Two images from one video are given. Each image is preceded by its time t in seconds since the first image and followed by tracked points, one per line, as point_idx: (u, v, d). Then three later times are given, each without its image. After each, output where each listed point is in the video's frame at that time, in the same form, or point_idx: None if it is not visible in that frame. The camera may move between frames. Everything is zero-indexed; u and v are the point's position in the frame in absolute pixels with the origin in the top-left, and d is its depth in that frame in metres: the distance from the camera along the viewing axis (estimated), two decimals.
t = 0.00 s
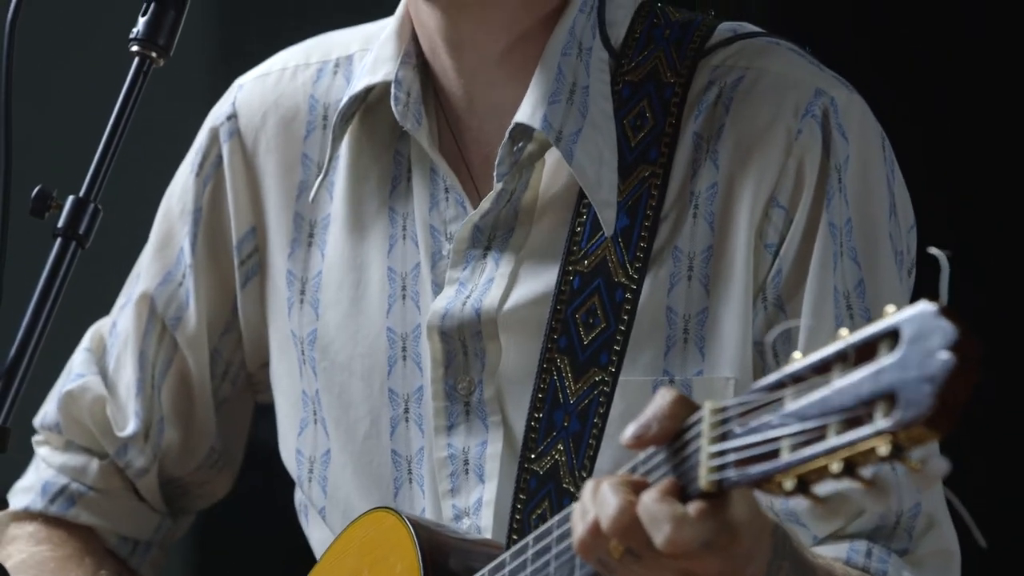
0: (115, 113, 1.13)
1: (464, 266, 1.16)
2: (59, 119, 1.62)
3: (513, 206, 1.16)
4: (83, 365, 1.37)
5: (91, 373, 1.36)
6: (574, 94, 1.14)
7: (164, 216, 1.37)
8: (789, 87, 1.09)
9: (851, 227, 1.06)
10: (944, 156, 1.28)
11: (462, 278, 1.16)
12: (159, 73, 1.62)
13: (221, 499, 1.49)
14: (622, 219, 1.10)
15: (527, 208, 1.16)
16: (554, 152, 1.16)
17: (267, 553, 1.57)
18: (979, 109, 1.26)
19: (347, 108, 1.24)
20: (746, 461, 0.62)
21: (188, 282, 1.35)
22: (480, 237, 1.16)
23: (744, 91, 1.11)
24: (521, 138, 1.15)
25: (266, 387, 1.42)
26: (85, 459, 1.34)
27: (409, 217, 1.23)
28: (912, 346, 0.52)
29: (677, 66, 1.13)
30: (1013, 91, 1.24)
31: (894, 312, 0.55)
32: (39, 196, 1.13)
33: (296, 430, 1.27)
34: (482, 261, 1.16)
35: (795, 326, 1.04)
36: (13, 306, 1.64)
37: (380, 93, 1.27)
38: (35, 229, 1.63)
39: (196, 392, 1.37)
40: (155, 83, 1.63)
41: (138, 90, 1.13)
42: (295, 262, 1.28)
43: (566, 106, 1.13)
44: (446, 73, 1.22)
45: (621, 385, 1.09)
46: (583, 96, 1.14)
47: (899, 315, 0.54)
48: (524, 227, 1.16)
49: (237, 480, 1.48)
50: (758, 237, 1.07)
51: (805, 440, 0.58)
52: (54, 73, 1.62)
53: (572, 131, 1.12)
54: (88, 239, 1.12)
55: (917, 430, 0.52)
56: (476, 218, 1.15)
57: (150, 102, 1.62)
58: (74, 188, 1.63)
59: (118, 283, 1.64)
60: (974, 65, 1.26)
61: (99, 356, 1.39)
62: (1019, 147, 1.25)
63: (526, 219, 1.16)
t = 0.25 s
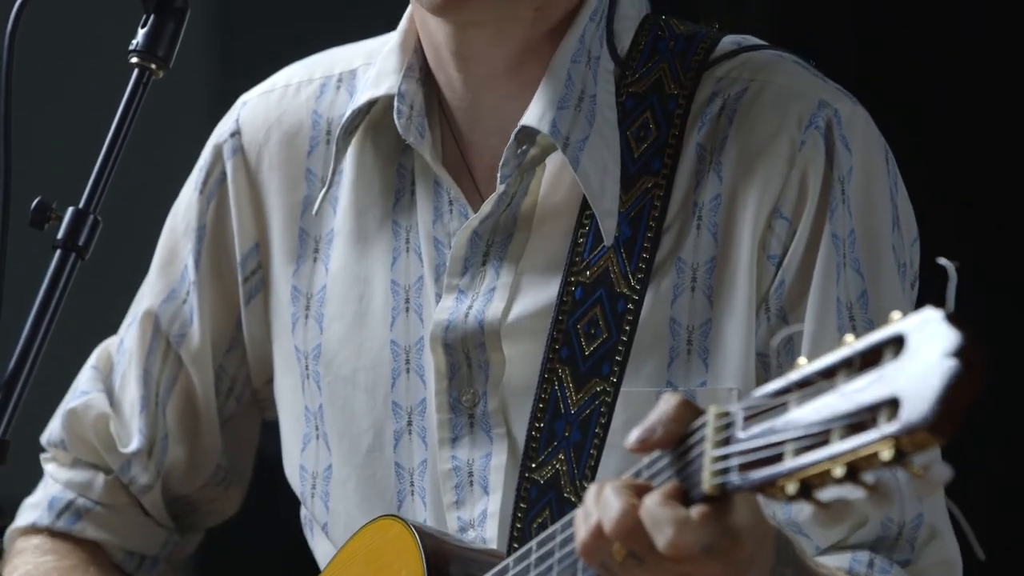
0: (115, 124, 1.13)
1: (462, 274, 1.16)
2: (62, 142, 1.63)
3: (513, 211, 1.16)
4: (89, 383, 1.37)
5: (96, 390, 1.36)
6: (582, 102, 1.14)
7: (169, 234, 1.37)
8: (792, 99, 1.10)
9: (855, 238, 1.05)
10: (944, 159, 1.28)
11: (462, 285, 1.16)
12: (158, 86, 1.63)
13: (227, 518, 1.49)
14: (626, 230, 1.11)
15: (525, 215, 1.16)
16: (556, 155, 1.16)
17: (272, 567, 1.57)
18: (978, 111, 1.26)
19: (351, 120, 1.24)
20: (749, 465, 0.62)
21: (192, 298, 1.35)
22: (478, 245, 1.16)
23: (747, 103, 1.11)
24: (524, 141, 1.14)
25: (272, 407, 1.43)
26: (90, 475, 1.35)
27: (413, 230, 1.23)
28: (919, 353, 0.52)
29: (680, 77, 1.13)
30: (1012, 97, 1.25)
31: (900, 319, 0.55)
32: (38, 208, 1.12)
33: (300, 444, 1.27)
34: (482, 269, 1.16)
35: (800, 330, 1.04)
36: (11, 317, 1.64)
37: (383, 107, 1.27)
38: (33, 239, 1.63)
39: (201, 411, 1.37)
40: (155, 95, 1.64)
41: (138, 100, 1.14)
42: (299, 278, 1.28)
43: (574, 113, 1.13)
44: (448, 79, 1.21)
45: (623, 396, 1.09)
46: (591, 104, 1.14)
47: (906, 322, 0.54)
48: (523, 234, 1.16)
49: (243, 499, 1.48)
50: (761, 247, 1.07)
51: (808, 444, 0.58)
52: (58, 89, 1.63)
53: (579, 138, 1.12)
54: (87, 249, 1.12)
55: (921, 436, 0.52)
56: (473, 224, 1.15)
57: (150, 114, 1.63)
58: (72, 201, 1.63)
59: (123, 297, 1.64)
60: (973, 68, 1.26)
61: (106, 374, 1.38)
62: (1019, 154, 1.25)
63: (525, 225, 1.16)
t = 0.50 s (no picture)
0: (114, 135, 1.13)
1: (459, 286, 1.16)
2: (62, 142, 1.63)
3: (510, 223, 1.16)
4: (85, 392, 1.37)
5: (93, 399, 1.36)
6: (582, 114, 1.14)
7: (167, 242, 1.37)
8: (790, 113, 1.10)
9: (851, 252, 1.06)
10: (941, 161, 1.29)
11: (458, 297, 1.16)
12: (155, 98, 1.63)
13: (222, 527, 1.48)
14: (623, 243, 1.11)
15: (522, 226, 1.16)
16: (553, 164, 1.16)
17: None
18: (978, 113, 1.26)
19: (348, 133, 1.25)
20: (743, 478, 0.62)
21: (189, 307, 1.35)
22: (475, 257, 1.16)
23: (746, 117, 1.11)
24: (523, 151, 1.14)
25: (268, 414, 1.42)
26: (87, 484, 1.34)
27: (410, 242, 1.23)
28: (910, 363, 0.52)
29: (679, 91, 1.14)
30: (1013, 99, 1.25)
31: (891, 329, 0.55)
32: (37, 220, 1.13)
33: (297, 456, 1.26)
34: (479, 282, 1.15)
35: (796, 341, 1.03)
36: (12, 326, 1.64)
37: (381, 119, 1.27)
38: (32, 253, 1.64)
39: (198, 419, 1.37)
40: (154, 108, 1.63)
41: (137, 111, 1.14)
42: (295, 289, 1.28)
43: (573, 126, 1.13)
44: (447, 92, 1.21)
45: (619, 409, 1.09)
46: (590, 117, 1.14)
47: (897, 333, 0.54)
48: (519, 245, 1.16)
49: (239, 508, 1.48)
50: (758, 262, 1.07)
51: (801, 456, 0.58)
52: (58, 99, 1.63)
53: (578, 150, 1.12)
54: (86, 263, 1.12)
55: (913, 447, 0.52)
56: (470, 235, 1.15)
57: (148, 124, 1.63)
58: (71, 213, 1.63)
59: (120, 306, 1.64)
60: (974, 66, 1.26)
61: (102, 382, 1.39)
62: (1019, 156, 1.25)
63: (521, 236, 1.16)
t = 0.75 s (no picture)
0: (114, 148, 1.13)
1: (451, 301, 1.15)
2: (62, 153, 1.63)
3: (503, 237, 1.16)
4: (81, 408, 1.36)
5: (88, 416, 1.36)
6: (576, 129, 1.14)
7: (161, 259, 1.37)
8: (784, 127, 1.10)
9: (846, 267, 1.06)
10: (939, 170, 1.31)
11: (451, 312, 1.15)
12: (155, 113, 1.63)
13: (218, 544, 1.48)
14: (617, 258, 1.11)
15: (515, 240, 1.16)
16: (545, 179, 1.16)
17: None
18: (977, 117, 1.29)
19: (341, 149, 1.24)
20: (739, 499, 0.62)
21: (184, 324, 1.35)
22: (468, 271, 1.15)
23: (739, 131, 1.11)
24: (517, 166, 1.14)
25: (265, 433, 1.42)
26: (83, 500, 1.34)
27: (404, 258, 1.23)
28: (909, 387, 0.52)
29: (672, 105, 1.14)
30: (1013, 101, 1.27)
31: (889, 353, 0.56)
32: (37, 233, 1.12)
33: (291, 473, 1.26)
34: (472, 297, 1.15)
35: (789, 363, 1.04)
36: (12, 343, 1.64)
37: (375, 134, 1.27)
38: (33, 266, 1.63)
39: (193, 435, 1.37)
40: (154, 122, 1.63)
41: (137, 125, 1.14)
42: (290, 305, 1.28)
43: (568, 140, 1.13)
44: (441, 109, 1.22)
45: (613, 426, 1.09)
46: (585, 132, 1.15)
47: (894, 356, 0.54)
48: (512, 261, 1.16)
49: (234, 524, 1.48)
50: (752, 277, 1.08)
51: (797, 478, 0.58)
52: (53, 116, 1.63)
53: (572, 165, 1.12)
54: (84, 278, 1.10)
55: (910, 470, 0.52)
56: (463, 249, 1.14)
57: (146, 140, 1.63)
58: (70, 228, 1.63)
59: (115, 322, 1.64)
60: (973, 67, 1.29)
61: (98, 399, 1.38)
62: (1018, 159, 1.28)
63: (515, 250, 1.16)
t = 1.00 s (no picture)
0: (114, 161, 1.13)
1: (448, 314, 1.15)
2: (61, 153, 1.63)
3: (498, 251, 1.15)
4: (73, 419, 1.36)
5: (81, 426, 1.36)
6: (570, 142, 1.14)
7: (156, 269, 1.37)
8: (778, 140, 1.10)
9: (840, 279, 1.06)
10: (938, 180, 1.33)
11: (448, 326, 1.15)
12: (155, 127, 1.63)
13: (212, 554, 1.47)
14: (613, 270, 1.12)
15: (511, 255, 1.16)
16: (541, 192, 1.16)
17: None
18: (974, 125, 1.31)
19: (337, 162, 1.24)
20: (729, 513, 0.63)
21: (179, 334, 1.35)
22: (464, 285, 1.15)
23: (733, 143, 1.11)
24: (511, 180, 1.13)
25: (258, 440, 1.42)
26: (77, 511, 1.33)
27: (399, 270, 1.23)
28: (888, 397, 0.51)
29: (667, 117, 1.14)
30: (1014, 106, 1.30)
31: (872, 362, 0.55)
32: (37, 249, 1.12)
33: (285, 484, 1.26)
34: (467, 310, 1.15)
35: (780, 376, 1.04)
36: (13, 353, 1.64)
37: (370, 146, 1.27)
38: (33, 281, 1.63)
39: (187, 445, 1.37)
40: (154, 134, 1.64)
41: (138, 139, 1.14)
42: (285, 316, 1.28)
43: (562, 153, 1.13)
44: (436, 121, 1.21)
45: (610, 438, 1.09)
46: (579, 145, 1.14)
47: (876, 365, 0.53)
48: (508, 276, 1.15)
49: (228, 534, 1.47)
50: (747, 289, 1.08)
51: (784, 492, 0.59)
52: (49, 127, 1.63)
53: (567, 178, 1.12)
54: (84, 291, 1.10)
55: (897, 481, 0.53)
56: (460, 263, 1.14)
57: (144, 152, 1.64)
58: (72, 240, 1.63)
59: (111, 332, 1.64)
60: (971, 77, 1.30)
61: (89, 410, 1.38)
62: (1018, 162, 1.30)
63: (510, 264, 1.16)
